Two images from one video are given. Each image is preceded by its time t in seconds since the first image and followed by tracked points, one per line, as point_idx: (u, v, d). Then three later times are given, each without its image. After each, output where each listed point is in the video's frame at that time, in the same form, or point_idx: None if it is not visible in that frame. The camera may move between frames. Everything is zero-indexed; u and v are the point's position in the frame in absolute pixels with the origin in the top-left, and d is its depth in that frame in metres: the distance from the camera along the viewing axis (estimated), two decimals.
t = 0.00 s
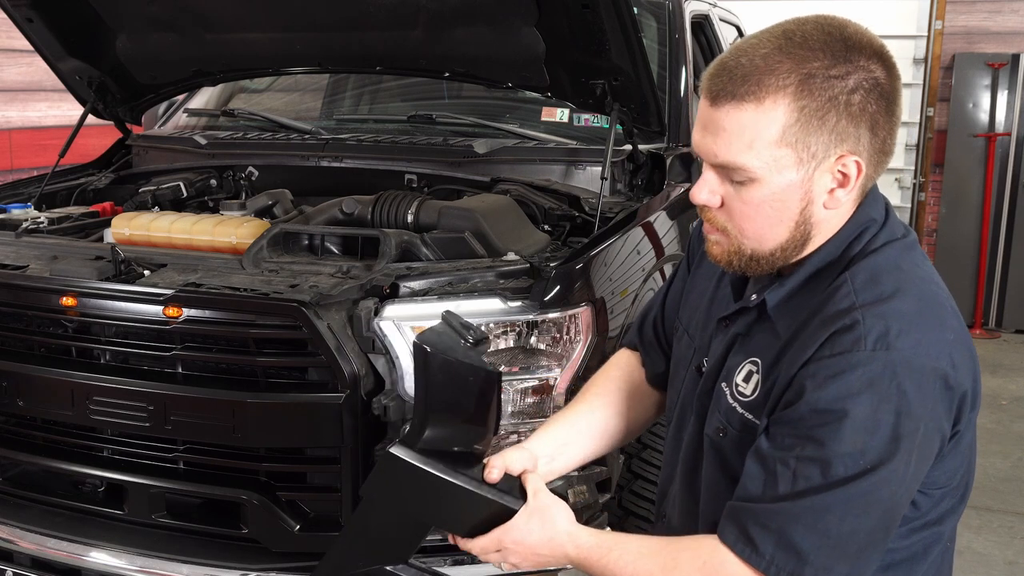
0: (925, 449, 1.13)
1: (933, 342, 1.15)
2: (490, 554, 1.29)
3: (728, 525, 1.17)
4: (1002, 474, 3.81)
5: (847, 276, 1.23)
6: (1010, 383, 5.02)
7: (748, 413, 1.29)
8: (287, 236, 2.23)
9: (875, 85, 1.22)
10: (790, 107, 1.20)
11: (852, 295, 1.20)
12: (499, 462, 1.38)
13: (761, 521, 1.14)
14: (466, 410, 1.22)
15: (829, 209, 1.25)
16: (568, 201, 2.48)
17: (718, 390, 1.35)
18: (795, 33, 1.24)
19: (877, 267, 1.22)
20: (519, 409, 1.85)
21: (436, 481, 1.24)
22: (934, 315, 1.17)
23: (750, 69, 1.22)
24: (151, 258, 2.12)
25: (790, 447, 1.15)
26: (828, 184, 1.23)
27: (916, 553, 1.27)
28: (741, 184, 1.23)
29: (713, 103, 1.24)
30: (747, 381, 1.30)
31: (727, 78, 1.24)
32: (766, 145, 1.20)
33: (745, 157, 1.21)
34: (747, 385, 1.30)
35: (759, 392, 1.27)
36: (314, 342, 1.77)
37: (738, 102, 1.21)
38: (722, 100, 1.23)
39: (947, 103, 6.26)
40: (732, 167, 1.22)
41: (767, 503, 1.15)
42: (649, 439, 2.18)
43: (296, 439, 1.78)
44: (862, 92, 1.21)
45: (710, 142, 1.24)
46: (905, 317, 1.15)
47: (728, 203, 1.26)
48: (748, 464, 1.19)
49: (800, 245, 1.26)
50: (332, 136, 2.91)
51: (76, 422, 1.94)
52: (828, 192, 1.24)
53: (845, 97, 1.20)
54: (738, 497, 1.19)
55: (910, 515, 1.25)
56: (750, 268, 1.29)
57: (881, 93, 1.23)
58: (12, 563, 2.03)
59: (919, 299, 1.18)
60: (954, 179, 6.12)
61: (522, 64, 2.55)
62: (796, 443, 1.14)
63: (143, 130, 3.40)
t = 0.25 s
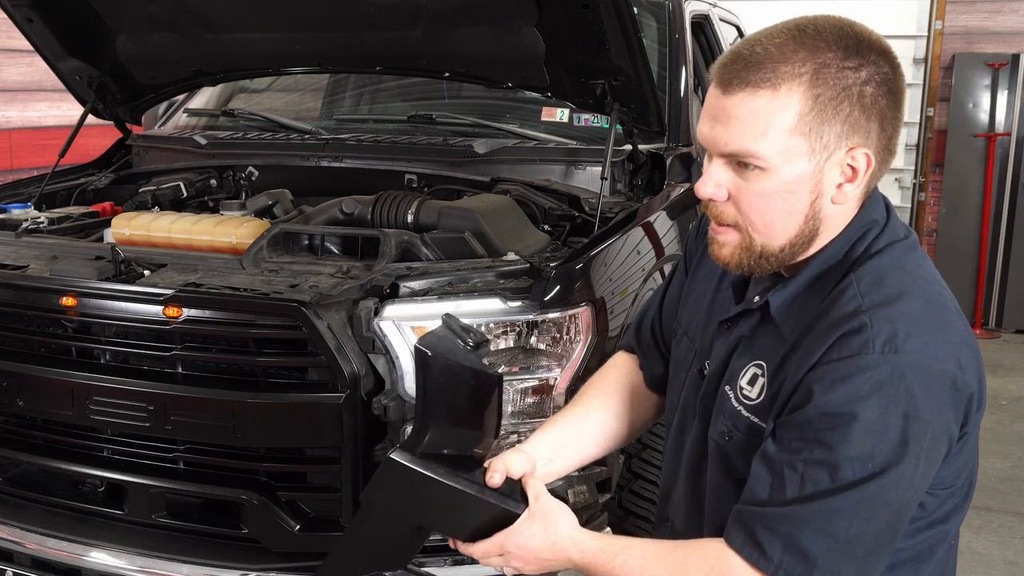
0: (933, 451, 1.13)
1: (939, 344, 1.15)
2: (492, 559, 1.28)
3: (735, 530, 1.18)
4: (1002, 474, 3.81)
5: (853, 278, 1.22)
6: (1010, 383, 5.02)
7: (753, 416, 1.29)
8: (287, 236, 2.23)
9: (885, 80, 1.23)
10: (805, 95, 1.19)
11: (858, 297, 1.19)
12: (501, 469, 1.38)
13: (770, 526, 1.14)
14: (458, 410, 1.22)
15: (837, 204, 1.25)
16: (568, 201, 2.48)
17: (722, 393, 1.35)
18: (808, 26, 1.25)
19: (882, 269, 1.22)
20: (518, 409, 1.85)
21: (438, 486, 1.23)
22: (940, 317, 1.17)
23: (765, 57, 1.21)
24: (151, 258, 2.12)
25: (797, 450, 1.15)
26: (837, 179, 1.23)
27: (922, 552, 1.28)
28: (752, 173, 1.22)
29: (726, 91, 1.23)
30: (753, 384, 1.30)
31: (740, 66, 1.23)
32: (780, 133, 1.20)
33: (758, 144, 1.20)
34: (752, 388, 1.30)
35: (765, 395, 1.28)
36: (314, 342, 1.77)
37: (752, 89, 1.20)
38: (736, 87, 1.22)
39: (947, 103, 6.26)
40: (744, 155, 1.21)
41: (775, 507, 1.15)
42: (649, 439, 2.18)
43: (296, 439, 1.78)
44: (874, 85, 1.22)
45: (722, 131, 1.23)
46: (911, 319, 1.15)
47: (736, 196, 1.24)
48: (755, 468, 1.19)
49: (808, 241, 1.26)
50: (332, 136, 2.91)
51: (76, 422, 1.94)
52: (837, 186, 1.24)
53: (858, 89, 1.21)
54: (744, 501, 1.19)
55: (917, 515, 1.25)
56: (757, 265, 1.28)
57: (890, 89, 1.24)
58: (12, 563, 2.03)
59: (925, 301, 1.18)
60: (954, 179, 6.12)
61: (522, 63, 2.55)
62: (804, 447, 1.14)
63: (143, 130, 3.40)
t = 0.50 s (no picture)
0: (936, 452, 1.13)
1: (946, 346, 1.15)
2: (484, 548, 1.31)
3: (734, 525, 1.18)
4: (1002, 474, 3.81)
5: (860, 277, 1.22)
6: (1010, 383, 5.02)
7: (757, 414, 1.29)
8: (287, 236, 2.23)
9: (893, 74, 1.23)
10: (817, 91, 1.19)
11: (865, 296, 1.19)
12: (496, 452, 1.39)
13: (769, 522, 1.14)
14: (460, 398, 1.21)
15: (847, 200, 1.25)
16: (568, 201, 2.48)
17: (724, 391, 1.35)
18: (815, 22, 1.25)
19: (890, 269, 1.22)
20: (519, 409, 1.85)
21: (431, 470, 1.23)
22: (946, 318, 1.17)
23: (774, 54, 1.21)
24: (151, 258, 2.12)
25: (801, 448, 1.15)
26: (848, 174, 1.23)
27: (923, 551, 1.28)
28: (763, 171, 1.22)
29: (735, 88, 1.23)
30: (756, 382, 1.30)
31: (749, 63, 1.23)
32: (792, 129, 1.20)
33: (769, 142, 1.20)
34: (756, 386, 1.30)
35: (769, 393, 1.28)
36: (314, 342, 1.77)
37: (763, 86, 1.20)
38: (745, 84, 1.22)
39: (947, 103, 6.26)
40: (754, 153, 1.21)
41: (775, 503, 1.15)
42: (649, 439, 2.18)
43: (296, 439, 1.78)
44: (883, 80, 1.22)
45: (731, 129, 1.23)
46: (918, 320, 1.15)
47: (746, 193, 1.24)
48: (756, 464, 1.19)
49: (818, 238, 1.26)
50: (332, 136, 2.91)
51: (76, 422, 1.94)
52: (847, 182, 1.24)
53: (868, 84, 1.21)
54: (745, 496, 1.19)
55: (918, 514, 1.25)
56: (765, 264, 1.28)
57: (898, 83, 1.24)
58: (12, 563, 2.03)
59: (931, 301, 1.18)
60: (954, 179, 6.12)
61: (522, 63, 2.55)
62: (806, 444, 1.14)
63: (143, 130, 3.40)
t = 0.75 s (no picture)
0: (927, 457, 1.13)
1: (941, 351, 1.14)
2: (478, 544, 1.30)
3: (723, 522, 1.18)
4: (1002, 474, 3.81)
5: (858, 280, 1.22)
6: (1010, 383, 5.02)
7: (751, 413, 1.29)
8: (287, 237, 2.23)
9: (891, 85, 1.22)
10: (806, 106, 1.20)
11: (862, 299, 1.19)
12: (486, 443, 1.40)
13: (757, 520, 1.15)
14: (449, 388, 1.26)
15: (842, 210, 1.25)
16: (568, 201, 2.48)
17: (720, 389, 1.35)
18: (813, 30, 1.24)
19: (888, 272, 1.22)
20: (519, 409, 1.84)
21: (423, 459, 1.26)
22: (943, 324, 1.17)
23: (766, 66, 1.22)
24: (151, 258, 2.12)
25: (792, 448, 1.15)
26: (840, 185, 1.23)
27: (916, 554, 1.28)
28: (753, 182, 1.23)
29: (728, 100, 1.24)
30: (751, 382, 1.30)
31: (742, 74, 1.24)
32: (780, 143, 1.21)
33: (758, 155, 1.21)
34: (750, 385, 1.30)
35: (764, 392, 1.28)
36: (314, 342, 1.77)
37: (753, 99, 1.21)
38: (737, 97, 1.23)
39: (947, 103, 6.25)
40: (744, 165, 1.23)
41: (764, 501, 1.15)
42: (649, 439, 2.19)
43: (296, 439, 1.78)
44: (879, 92, 1.21)
45: (723, 139, 1.24)
46: (914, 324, 1.15)
47: (739, 202, 1.26)
48: (747, 462, 1.19)
49: (812, 245, 1.27)
50: (332, 136, 2.91)
51: (76, 422, 1.94)
52: (841, 193, 1.24)
53: (862, 97, 1.20)
54: (735, 494, 1.20)
55: (911, 518, 1.25)
56: (759, 268, 1.29)
57: (897, 94, 1.22)
58: (12, 563, 2.03)
59: (929, 306, 1.18)
60: (954, 179, 6.12)
61: (522, 63, 2.55)
62: (797, 444, 1.15)
63: (143, 130, 3.40)
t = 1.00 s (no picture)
0: (924, 458, 1.13)
1: (939, 352, 1.14)
2: (476, 537, 1.31)
3: (719, 521, 1.18)
4: (1002, 474, 3.81)
5: (857, 281, 1.22)
6: (1010, 383, 5.02)
7: (749, 413, 1.29)
8: (287, 236, 2.23)
9: (890, 87, 1.22)
10: (805, 107, 1.20)
11: (861, 300, 1.19)
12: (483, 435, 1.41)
13: (753, 519, 1.15)
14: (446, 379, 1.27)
15: (841, 211, 1.25)
16: (568, 201, 2.48)
17: (719, 389, 1.35)
18: (813, 31, 1.24)
19: (888, 273, 1.22)
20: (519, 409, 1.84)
21: (424, 455, 1.26)
22: (942, 325, 1.17)
23: (766, 67, 1.22)
24: (151, 258, 2.12)
25: (789, 447, 1.15)
26: (840, 186, 1.23)
27: (914, 556, 1.28)
28: (752, 184, 1.23)
29: (727, 100, 1.24)
30: (749, 381, 1.30)
31: (742, 75, 1.24)
32: (779, 144, 1.21)
33: (758, 156, 1.21)
34: (748, 385, 1.30)
35: (761, 392, 1.28)
36: (314, 342, 1.77)
37: (753, 100, 1.21)
38: (736, 97, 1.23)
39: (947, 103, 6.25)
40: (743, 165, 1.23)
41: (760, 501, 1.15)
42: (649, 439, 2.18)
43: (296, 439, 1.78)
44: (879, 94, 1.21)
45: (723, 139, 1.24)
46: (913, 325, 1.15)
47: (739, 203, 1.26)
48: (743, 461, 1.20)
49: (812, 246, 1.27)
50: (332, 136, 2.91)
51: (76, 422, 1.94)
52: (840, 194, 1.24)
53: (861, 99, 1.20)
54: (732, 493, 1.20)
55: (908, 520, 1.25)
56: (759, 268, 1.30)
57: (897, 95, 1.22)
58: (12, 563, 2.03)
59: (928, 307, 1.18)
60: (954, 179, 6.12)
61: (522, 63, 2.55)
62: (794, 443, 1.15)
63: (143, 130, 3.40)
